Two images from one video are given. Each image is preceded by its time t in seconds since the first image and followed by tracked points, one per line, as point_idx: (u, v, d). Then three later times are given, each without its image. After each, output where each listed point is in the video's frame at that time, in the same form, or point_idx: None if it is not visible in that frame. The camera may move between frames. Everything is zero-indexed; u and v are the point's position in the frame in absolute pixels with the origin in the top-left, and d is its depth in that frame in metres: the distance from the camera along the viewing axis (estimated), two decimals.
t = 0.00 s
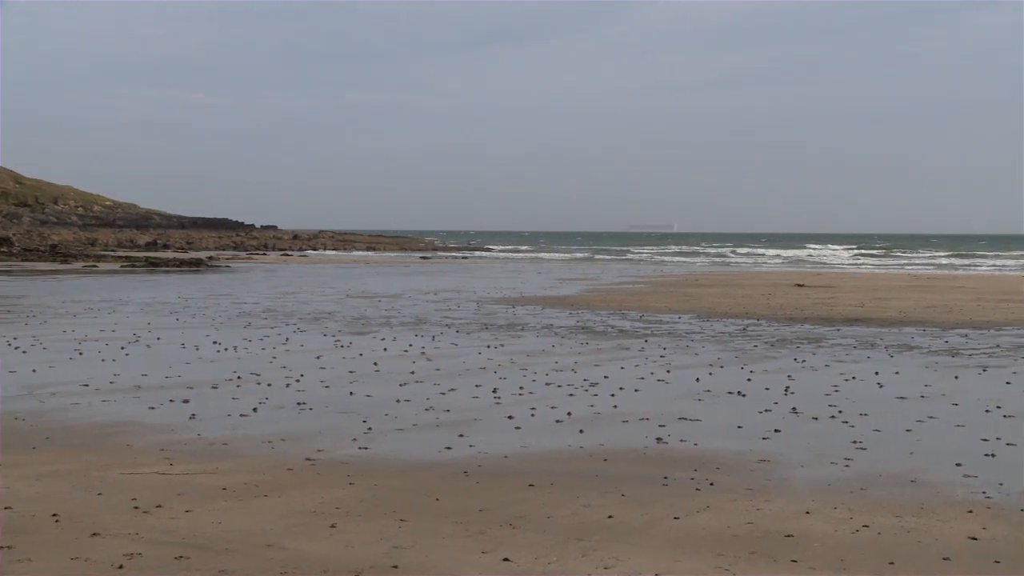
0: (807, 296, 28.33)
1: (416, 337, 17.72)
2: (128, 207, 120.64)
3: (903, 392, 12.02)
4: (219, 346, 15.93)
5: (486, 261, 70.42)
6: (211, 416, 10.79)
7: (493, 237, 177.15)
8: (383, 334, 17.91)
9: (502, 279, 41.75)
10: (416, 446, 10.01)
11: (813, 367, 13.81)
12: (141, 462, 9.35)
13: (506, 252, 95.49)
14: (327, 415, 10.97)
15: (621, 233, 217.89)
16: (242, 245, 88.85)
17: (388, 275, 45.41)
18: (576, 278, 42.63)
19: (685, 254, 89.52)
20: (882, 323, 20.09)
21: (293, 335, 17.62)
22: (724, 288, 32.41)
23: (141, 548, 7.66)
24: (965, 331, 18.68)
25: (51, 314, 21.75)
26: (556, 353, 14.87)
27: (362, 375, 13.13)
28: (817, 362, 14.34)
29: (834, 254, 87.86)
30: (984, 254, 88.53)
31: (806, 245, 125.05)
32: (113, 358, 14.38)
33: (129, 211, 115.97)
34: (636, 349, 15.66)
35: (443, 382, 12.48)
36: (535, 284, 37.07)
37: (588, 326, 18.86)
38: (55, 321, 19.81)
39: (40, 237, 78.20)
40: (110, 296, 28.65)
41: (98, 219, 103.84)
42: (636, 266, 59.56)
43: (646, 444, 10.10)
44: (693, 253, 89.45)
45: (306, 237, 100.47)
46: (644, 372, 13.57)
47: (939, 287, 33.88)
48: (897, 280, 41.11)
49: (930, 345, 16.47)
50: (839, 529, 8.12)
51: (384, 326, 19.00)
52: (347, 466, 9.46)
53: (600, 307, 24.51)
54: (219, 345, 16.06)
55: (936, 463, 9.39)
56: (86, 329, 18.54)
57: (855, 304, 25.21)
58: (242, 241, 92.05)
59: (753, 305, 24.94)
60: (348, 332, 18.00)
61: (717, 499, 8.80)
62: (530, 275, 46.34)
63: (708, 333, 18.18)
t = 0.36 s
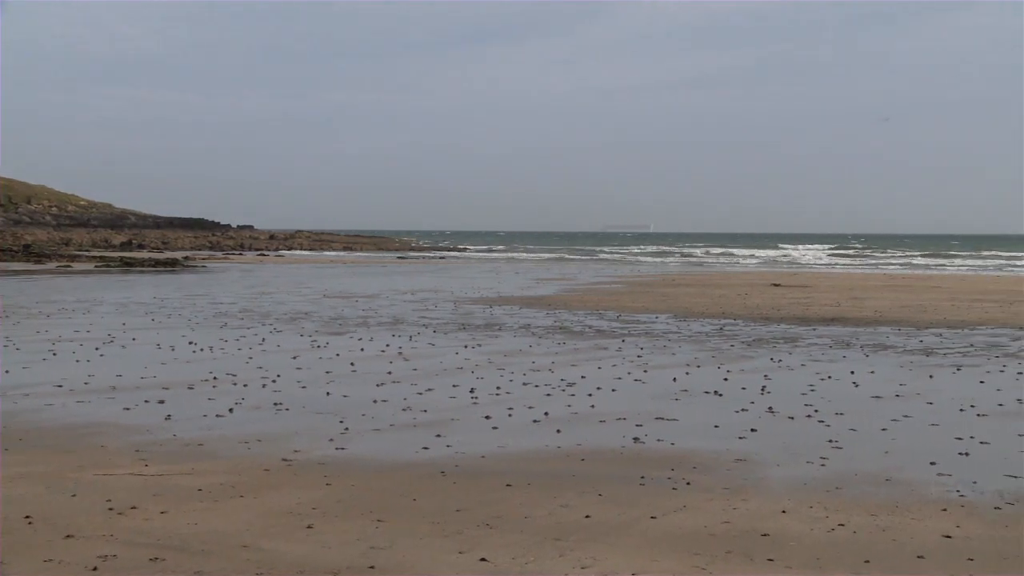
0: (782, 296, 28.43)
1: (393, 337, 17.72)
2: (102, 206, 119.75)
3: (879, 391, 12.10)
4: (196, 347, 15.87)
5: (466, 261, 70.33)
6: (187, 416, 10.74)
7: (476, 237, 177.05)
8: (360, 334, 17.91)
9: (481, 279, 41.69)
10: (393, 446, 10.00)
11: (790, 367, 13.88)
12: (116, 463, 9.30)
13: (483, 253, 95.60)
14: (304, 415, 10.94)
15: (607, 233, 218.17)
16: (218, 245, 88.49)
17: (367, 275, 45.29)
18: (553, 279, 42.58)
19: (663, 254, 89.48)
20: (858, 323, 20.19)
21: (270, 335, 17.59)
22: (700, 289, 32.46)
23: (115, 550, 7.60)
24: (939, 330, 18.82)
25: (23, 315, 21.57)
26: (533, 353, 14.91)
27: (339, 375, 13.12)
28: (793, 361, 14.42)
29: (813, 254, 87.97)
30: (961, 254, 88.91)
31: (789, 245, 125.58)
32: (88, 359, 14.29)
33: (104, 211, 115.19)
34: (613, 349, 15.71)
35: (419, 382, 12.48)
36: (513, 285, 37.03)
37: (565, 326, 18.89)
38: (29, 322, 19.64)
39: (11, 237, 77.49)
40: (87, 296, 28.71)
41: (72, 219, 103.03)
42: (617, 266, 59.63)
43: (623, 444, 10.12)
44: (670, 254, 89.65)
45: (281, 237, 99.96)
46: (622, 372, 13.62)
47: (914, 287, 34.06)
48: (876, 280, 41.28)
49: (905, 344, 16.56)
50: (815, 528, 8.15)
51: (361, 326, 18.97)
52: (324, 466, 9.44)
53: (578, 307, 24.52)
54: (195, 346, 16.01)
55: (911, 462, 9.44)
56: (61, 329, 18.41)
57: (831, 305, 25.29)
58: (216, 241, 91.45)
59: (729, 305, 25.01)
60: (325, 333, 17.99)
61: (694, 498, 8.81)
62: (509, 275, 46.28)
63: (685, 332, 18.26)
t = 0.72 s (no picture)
0: (758, 297, 28.44)
1: (370, 337, 17.74)
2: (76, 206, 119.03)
3: (855, 390, 12.17)
4: (173, 347, 15.81)
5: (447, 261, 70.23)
6: (163, 417, 10.71)
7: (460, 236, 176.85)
8: (337, 334, 17.92)
9: (461, 279, 41.62)
10: (371, 447, 9.99)
11: (767, 366, 13.94)
12: (91, 464, 9.26)
13: (462, 253, 95.48)
14: (281, 416, 10.92)
15: (594, 233, 218.36)
16: (195, 245, 88.11)
17: (346, 275, 45.17)
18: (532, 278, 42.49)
19: (638, 254, 89.18)
20: (835, 322, 20.27)
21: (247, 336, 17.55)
22: (678, 288, 32.48)
23: (90, 551, 7.56)
24: (915, 330, 18.92)
25: None
26: (511, 353, 14.94)
27: (317, 376, 13.10)
28: (771, 360, 14.49)
29: (781, 254, 85.18)
30: (939, 255, 88.91)
31: (772, 245, 125.92)
32: (64, 360, 14.20)
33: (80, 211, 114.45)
34: (591, 349, 15.75)
35: (396, 383, 12.48)
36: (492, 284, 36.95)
37: (543, 326, 18.92)
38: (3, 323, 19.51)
39: None
40: (63, 296, 28.64)
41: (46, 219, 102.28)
42: (600, 265, 59.69)
43: (600, 443, 10.13)
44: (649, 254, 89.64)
45: (258, 237, 99.65)
46: (600, 372, 13.66)
47: (890, 286, 34.24)
48: (853, 278, 41.31)
49: (882, 344, 16.65)
50: (791, 527, 8.17)
51: (339, 326, 18.92)
52: (301, 467, 9.42)
53: (556, 306, 24.50)
54: (172, 346, 15.94)
55: (886, 460, 9.49)
56: (36, 330, 18.29)
57: (809, 305, 25.31)
58: (192, 241, 91.05)
59: (707, 304, 25.08)
60: (302, 333, 17.99)
61: (671, 498, 8.82)
62: (489, 275, 46.19)
63: (663, 332, 18.33)
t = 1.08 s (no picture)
0: (737, 296, 28.41)
1: (349, 337, 17.75)
2: (53, 205, 118.10)
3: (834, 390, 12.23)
4: (151, 347, 15.75)
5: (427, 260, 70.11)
6: (141, 418, 10.68)
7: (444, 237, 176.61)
8: (316, 334, 17.92)
9: (443, 279, 41.51)
10: (350, 447, 9.98)
11: (746, 366, 14.01)
12: (68, 465, 9.21)
13: (440, 253, 95.38)
14: (260, 417, 10.90)
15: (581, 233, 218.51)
16: (172, 245, 87.74)
17: (327, 275, 45.05)
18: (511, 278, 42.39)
19: (616, 254, 88.85)
20: (814, 322, 20.35)
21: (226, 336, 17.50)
22: (657, 288, 32.45)
23: (67, 553, 7.50)
24: (892, 330, 19.03)
25: None
26: (491, 353, 14.97)
27: (296, 376, 13.09)
28: (750, 360, 14.55)
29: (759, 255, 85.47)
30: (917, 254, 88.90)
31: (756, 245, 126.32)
32: (41, 360, 14.13)
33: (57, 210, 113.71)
34: (570, 348, 15.79)
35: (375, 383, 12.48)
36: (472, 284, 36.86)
37: (523, 326, 18.94)
38: None
39: None
40: (38, 296, 28.48)
41: (23, 219, 101.44)
42: (583, 265, 59.59)
43: (580, 443, 10.14)
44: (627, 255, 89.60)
45: (236, 237, 99.33)
46: (579, 372, 13.72)
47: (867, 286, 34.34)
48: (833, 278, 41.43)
49: (860, 343, 16.73)
50: (770, 526, 8.19)
51: (319, 326, 18.86)
52: (279, 468, 9.39)
53: (536, 306, 24.48)
54: (151, 346, 15.88)
55: (864, 459, 9.54)
56: (12, 330, 18.16)
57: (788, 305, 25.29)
58: (170, 241, 90.65)
59: (686, 304, 25.12)
60: (281, 333, 17.99)
61: (651, 497, 8.83)
62: (470, 275, 46.09)
63: (642, 332, 18.39)
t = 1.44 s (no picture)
0: (716, 296, 28.43)
1: (330, 337, 17.76)
2: (32, 204, 117.31)
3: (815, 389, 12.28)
4: (131, 348, 15.70)
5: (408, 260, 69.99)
6: (120, 419, 10.65)
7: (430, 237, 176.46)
8: (297, 334, 17.94)
9: (427, 279, 41.36)
10: (332, 446, 9.97)
11: (727, 366, 14.06)
12: (46, 466, 9.17)
13: (421, 253, 95.32)
14: (240, 417, 10.88)
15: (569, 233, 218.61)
16: (153, 245, 87.39)
17: (307, 275, 44.94)
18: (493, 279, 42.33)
19: (593, 254, 88.63)
20: (794, 321, 20.40)
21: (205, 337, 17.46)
22: (637, 288, 32.47)
23: (44, 554, 7.45)
24: (872, 329, 19.12)
25: None
26: (472, 353, 15.01)
27: (278, 376, 13.06)
28: (731, 359, 14.59)
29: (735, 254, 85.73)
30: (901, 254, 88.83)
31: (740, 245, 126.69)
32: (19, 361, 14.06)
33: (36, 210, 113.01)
34: (552, 349, 15.79)
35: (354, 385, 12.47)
36: (454, 284, 36.79)
37: (504, 327, 18.95)
38: None
39: None
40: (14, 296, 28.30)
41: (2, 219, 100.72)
42: (568, 265, 59.56)
43: (560, 443, 10.15)
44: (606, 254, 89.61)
45: (218, 237, 99.08)
46: (560, 372, 13.75)
47: (848, 286, 34.45)
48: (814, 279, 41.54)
49: (840, 343, 16.75)
50: (750, 525, 8.20)
51: (299, 325, 18.82)
52: (259, 468, 9.37)
53: (518, 306, 24.47)
54: (130, 347, 15.82)
55: (844, 458, 9.58)
56: None
57: (768, 305, 25.32)
58: (151, 241, 90.27)
59: (668, 304, 25.15)
60: (262, 333, 17.99)
61: (631, 497, 8.84)
62: (452, 275, 46.05)
63: (623, 332, 18.43)
